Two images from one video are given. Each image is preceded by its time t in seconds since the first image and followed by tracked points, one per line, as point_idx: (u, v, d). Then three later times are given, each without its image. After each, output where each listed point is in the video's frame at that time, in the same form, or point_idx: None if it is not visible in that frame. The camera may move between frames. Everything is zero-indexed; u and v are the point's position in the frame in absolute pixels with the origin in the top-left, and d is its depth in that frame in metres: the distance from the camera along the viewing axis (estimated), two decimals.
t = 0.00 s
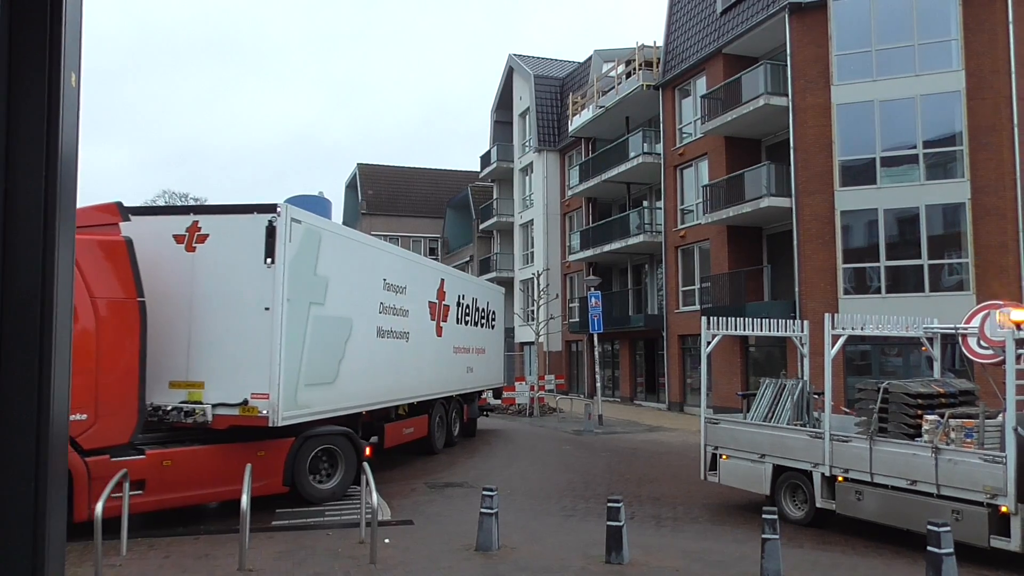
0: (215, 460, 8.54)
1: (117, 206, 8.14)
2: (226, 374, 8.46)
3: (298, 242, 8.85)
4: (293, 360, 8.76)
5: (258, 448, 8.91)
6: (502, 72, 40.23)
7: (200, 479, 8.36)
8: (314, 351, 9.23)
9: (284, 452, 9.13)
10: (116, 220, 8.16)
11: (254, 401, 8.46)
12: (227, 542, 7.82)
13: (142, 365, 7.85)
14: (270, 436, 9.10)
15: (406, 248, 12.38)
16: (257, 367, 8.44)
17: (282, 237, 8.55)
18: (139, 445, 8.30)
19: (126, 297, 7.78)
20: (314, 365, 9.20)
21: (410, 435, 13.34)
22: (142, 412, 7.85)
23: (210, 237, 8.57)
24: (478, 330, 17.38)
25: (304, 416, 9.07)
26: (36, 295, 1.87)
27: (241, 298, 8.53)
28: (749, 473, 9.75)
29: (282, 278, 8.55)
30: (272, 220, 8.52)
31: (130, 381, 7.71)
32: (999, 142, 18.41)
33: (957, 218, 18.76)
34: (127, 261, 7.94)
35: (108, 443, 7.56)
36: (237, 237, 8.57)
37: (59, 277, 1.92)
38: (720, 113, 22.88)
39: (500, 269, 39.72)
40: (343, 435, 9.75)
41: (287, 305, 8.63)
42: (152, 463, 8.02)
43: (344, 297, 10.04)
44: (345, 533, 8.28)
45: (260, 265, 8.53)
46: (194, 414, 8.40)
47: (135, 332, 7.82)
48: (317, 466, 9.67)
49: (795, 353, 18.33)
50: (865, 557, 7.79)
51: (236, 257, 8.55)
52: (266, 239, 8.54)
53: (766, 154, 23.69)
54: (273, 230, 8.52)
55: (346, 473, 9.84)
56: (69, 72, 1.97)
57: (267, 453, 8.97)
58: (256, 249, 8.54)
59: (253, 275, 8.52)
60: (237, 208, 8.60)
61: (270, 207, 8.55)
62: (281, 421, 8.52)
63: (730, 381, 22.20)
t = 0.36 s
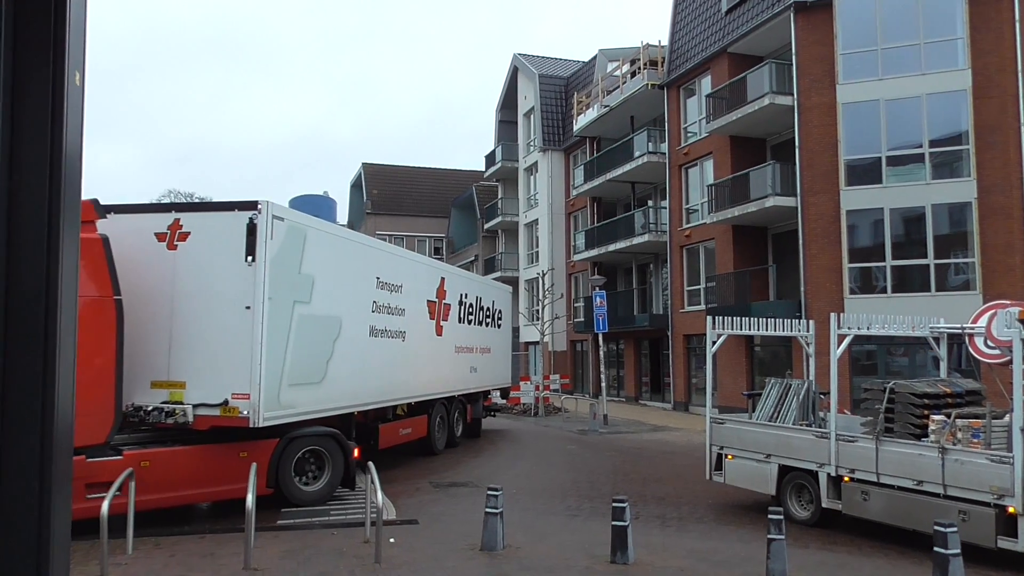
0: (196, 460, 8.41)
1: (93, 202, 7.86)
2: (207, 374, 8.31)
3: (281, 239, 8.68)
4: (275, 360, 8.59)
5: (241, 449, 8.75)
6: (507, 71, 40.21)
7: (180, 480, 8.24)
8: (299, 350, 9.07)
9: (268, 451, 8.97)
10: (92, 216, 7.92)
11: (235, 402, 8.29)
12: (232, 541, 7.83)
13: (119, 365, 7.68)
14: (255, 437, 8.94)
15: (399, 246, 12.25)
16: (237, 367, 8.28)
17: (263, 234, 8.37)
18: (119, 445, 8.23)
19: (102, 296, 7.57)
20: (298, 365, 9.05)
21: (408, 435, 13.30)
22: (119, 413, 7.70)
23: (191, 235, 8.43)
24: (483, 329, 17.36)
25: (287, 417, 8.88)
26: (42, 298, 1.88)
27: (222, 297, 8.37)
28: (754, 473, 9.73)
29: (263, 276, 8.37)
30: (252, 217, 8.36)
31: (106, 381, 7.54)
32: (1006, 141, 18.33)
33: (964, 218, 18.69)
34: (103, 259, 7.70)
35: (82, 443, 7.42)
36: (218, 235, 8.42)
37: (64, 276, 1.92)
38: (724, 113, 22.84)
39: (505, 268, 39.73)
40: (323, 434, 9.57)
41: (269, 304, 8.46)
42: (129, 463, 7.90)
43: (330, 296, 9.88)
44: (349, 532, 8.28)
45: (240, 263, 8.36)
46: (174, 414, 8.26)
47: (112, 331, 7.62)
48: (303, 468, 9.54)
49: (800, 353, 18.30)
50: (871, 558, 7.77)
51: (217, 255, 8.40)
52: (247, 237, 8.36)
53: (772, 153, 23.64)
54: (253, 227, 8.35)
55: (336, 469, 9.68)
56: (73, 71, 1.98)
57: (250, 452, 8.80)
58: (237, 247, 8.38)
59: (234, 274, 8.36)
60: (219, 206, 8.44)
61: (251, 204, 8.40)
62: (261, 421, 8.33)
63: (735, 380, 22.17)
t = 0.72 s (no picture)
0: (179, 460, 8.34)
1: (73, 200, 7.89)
2: (190, 372, 8.29)
3: (264, 236, 8.65)
4: (258, 358, 8.56)
5: (225, 449, 8.69)
6: (511, 68, 40.17)
7: (162, 479, 8.15)
8: (284, 348, 9.05)
9: (253, 451, 8.90)
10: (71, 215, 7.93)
11: (217, 400, 8.27)
12: (238, 538, 7.84)
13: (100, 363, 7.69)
14: (240, 436, 8.88)
15: (393, 242, 12.22)
16: (219, 365, 8.25)
17: (245, 231, 8.34)
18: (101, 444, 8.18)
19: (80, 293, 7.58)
20: (282, 363, 9.02)
21: (406, 434, 13.25)
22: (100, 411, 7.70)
23: (174, 231, 8.41)
24: (487, 326, 17.36)
25: (271, 416, 8.86)
26: (45, 299, 1.87)
27: (204, 294, 8.35)
28: (760, 470, 9.71)
29: (245, 273, 8.34)
30: (235, 213, 8.33)
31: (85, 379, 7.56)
32: (1013, 137, 18.25)
33: (970, 214, 18.60)
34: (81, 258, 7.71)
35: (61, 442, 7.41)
36: (199, 231, 8.39)
37: (66, 274, 1.92)
38: (729, 109, 22.77)
39: (509, 265, 39.71)
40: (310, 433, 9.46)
41: (251, 301, 8.43)
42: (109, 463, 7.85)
43: (319, 293, 9.86)
44: (354, 530, 8.28)
45: (222, 260, 8.33)
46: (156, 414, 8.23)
47: (91, 329, 7.63)
48: (293, 467, 9.47)
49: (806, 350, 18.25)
50: (876, 555, 7.75)
51: (200, 251, 8.37)
52: (229, 233, 8.33)
53: (777, 150, 23.59)
54: (236, 223, 8.32)
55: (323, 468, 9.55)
56: (76, 69, 1.98)
57: (234, 452, 8.75)
58: (219, 243, 8.35)
59: (216, 271, 8.33)
60: (200, 201, 8.40)
61: (233, 200, 8.36)
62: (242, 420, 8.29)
63: (740, 378, 22.13)
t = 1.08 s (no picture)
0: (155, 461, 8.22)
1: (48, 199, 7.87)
2: (167, 374, 8.21)
3: (242, 235, 8.62)
4: (237, 359, 8.49)
5: (204, 451, 8.56)
6: (510, 69, 40.15)
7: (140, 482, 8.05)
8: (264, 349, 8.99)
9: (233, 453, 8.77)
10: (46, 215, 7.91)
11: (193, 402, 8.18)
12: (236, 539, 7.82)
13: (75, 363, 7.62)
14: (219, 437, 8.77)
15: (382, 242, 12.20)
16: (196, 367, 8.17)
17: (222, 230, 8.31)
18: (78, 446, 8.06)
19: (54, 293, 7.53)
20: (262, 365, 8.96)
21: (398, 435, 13.19)
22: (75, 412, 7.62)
23: (151, 231, 8.37)
24: (485, 326, 17.36)
25: (251, 417, 8.76)
26: (42, 297, 1.86)
27: (181, 294, 8.28)
28: (758, 471, 9.71)
29: (223, 273, 8.29)
30: (212, 211, 8.31)
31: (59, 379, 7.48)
32: (1010, 137, 18.27)
33: (968, 215, 18.61)
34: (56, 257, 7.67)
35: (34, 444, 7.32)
36: (176, 231, 8.35)
37: (64, 274, 1.91)
38: (728, 110, 22.77)
39: (508, 266, 39.73)
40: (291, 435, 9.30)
41: (228, 301, 8.37)
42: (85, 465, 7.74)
43: (301, 294, 9.81)
44: (352, 530, 8.26)
45: (199, 260, 8.28)
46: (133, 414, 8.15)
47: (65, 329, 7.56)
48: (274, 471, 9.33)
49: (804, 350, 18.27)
50: (875, 556, 7.75)
51: (178, 251, 8.32)
52: (206, 232, 8.29)
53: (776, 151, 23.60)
54: (213, 222, 8.29)
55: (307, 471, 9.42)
56: (74, 68, 1.97)
57: (213, 454, 8.62)
58: (197, 243, 8.30)
59: (193, 270, 8.27)
60: (177, 200, 8.35)
61: (209, 199, 8.35)
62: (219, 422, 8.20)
63: (738, 378, 22.14)
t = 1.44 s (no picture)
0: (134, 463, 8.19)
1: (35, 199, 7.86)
2: (149, 374, 8.21)
3: (225, 234, 8.60)
4: (220, 359, 8.48)
5: (187, 452, 8.57)
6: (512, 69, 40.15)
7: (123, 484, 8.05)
8: (249, 349, 8.99)
9: (218, 455, 8.78)
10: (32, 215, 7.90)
11: (175, 403, 8.17)
12: (238, 539, 7.83)
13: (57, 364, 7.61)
14: (203, 438, 8.78)
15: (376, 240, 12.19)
16: (178, 368, 8.17)
17: (204, 228, 8.28)
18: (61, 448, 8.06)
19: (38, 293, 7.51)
20: (248, 365, 8.96)
21: (394, 437, 13.15)
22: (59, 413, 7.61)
23: (134, 230, 8.38)
24: (486, 327, 17.38)
25: (235, 418, 8.74)
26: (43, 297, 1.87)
27: (163, 293, 8.28)
28: (760, 471, 9.70)
29: (204, 272, 8.27)
30: (194, 210, 8.28)
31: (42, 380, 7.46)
32: (1012, 137, 18.26)
33: (971, 215, 18.58)
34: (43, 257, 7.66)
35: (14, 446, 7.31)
36: (158, 229, 8.34)
37: (65, 274, 1.91)
38: (730, 110, 22.76)
39: (510, 266, 39.76)
40: (279, 435, 9.27)
41: (211, 301, 8.35)
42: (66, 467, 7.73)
43: (289, 293, 9.81)
44: (354, 531, 8.27)
45: (182, 259, 8.26)
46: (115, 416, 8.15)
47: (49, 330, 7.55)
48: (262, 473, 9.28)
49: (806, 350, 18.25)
50: (878, 556, 7.73)
51: (160, 250, 8.31)
52: (188, 231, 8.28)
53: (777, 151, 23.59)
54: (195, 221, 8.27)
55: (295, 472, 9.37)
56: (75, 69, 1.98)
57: (197, 456, 8.63)
58: (179, 243, 8.29)
59: (175, 270, 8.26)
60: (159, 199, 8.35)
61: (191, 197, 8.31)
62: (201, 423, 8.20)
63: (741, 378, 22.13)
